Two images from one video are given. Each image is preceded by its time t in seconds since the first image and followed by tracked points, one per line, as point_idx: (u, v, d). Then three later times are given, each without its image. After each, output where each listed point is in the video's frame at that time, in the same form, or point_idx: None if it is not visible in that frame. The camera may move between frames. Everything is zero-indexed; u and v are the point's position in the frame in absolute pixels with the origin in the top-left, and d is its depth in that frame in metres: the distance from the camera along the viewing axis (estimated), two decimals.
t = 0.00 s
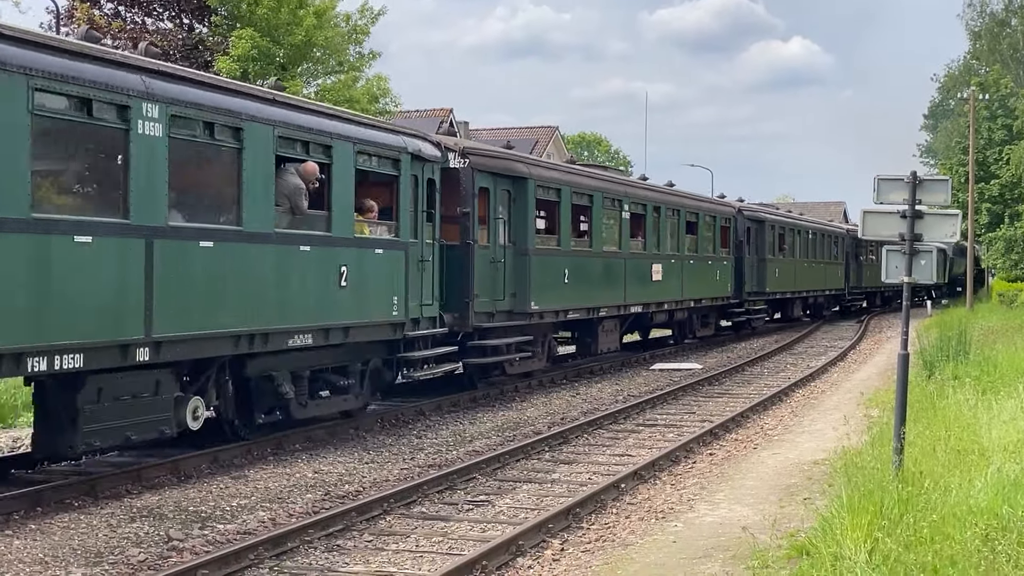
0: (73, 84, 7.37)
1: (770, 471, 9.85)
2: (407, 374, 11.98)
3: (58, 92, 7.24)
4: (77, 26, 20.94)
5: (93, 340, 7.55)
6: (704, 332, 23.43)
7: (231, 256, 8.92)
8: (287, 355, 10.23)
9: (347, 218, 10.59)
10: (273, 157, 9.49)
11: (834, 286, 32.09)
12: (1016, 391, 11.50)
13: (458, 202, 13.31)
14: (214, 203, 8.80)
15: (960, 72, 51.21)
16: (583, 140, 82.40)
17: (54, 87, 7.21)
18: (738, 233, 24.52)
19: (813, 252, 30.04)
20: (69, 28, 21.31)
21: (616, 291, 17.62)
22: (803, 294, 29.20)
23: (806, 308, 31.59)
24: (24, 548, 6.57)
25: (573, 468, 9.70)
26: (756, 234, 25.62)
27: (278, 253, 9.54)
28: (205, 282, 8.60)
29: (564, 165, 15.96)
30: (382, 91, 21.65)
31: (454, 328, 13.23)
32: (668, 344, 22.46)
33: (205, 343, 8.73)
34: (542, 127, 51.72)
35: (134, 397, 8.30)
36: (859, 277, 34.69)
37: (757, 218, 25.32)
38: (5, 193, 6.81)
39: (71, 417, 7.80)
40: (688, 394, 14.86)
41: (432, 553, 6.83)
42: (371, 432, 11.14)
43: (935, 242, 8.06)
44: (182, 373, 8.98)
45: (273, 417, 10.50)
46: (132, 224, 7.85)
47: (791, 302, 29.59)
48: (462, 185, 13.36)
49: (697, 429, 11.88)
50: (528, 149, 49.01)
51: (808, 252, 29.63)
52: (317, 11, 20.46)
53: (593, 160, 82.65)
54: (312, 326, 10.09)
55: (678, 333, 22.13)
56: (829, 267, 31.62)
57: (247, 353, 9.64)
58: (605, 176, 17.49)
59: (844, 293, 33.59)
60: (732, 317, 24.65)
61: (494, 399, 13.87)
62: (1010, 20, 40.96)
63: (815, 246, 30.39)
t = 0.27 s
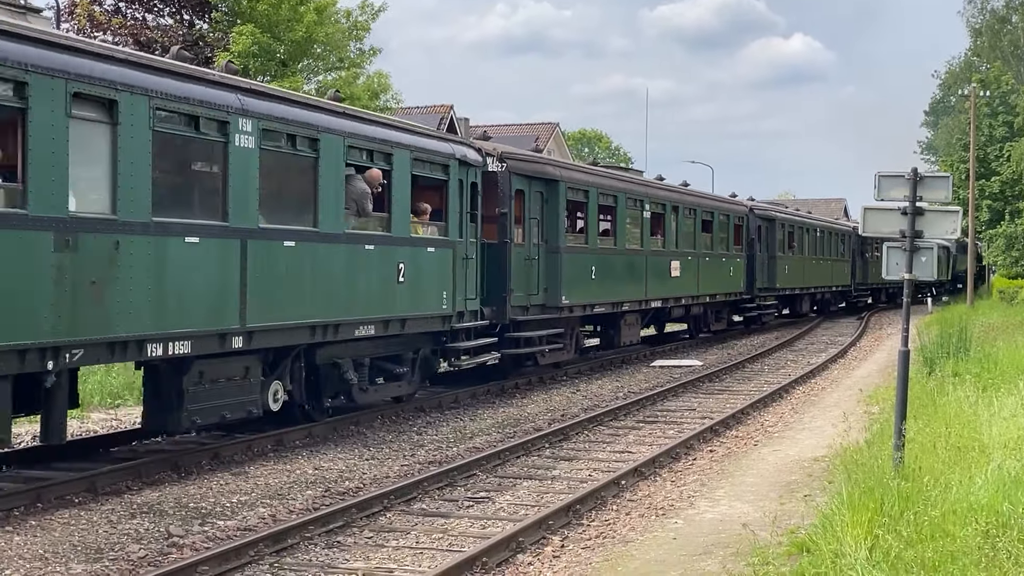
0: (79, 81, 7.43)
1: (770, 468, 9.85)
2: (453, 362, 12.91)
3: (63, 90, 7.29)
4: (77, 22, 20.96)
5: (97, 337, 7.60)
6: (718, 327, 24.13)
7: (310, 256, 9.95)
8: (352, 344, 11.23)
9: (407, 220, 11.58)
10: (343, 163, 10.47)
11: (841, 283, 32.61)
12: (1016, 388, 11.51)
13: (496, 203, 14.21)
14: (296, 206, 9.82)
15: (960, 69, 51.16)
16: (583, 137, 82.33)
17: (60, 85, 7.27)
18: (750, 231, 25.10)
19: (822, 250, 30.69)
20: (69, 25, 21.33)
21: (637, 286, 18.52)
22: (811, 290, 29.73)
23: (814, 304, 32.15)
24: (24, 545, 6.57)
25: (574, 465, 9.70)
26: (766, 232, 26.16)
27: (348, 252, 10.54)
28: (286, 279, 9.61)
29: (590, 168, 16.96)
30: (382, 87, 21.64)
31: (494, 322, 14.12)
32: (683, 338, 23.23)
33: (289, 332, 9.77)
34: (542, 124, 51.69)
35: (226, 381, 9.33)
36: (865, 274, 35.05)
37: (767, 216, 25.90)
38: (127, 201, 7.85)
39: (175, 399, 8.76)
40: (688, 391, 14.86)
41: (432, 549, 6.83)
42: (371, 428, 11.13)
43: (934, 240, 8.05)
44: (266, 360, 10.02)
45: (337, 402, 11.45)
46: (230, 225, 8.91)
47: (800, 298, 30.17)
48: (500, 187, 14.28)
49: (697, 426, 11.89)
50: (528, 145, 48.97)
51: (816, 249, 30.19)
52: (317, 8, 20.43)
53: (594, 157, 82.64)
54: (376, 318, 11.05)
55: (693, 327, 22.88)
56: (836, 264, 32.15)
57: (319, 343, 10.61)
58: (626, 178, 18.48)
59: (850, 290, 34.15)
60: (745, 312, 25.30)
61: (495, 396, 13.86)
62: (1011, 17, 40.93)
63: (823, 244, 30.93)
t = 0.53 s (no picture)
0: (78, 76, 7.38)
1: (770, 466, 9.84)
2: (492, 353, 13.88)
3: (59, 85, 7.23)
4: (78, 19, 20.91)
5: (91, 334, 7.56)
6: (731, 322, 24.53)
7: (375, 254, 10.98)
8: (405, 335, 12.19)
9: (455, 221, 12.53)
10: (402, 171, 11.45)
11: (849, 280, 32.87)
12: (1017, 386, 11.50)
13: (531, 203, 14.86)
14: (362, 210, 10.83)
15: (961, 67, 51.09)
16: (584, 134, 82.24)
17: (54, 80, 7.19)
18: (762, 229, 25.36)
19: (832, 248, 31.00)
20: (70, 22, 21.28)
21: (659, 283, 19.11)
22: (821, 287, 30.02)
23: (822, 301, 32.43)
24: (24, 542, 6.56)
25: (574, 463, 9.70)
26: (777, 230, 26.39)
27: (405, 252, 11.53)
28: (355, 275, 10.65)
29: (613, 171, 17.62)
30: (383, 84, 21.61)
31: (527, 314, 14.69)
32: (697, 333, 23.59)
33: (357, 322, 10.79)
34: (543, 121, 51.64)
35: (303, 367, 10.40)
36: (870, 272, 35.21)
37: (779, 215, 26.17)
38: (229, 204, 8.93)
39: (261, 384, 9.86)
40: (688, 388, 14.85)
41: (432, 547, 6.82)
42: (371, 425, 11.14)
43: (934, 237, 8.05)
44: (334, 349, 11.03)
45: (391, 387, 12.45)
46: (309, 227, 9.97)
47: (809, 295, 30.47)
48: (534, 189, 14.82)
49: (698, 423, 11.89)
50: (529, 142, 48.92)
51: (826, 247, 30.48)
52: (318, 5, 20.39)
53: (595, 154, 82.59)
54: (428, 311, 12.01)
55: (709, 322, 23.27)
56: (845, 262, 32.43)
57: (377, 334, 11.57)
58: (649, 180, 19.13)
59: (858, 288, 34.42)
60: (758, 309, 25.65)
61: (495, 393, 13.86)
62: (1012, 15, 40.88)
63: (832, 242, 31.20)
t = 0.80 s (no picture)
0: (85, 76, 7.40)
1: (770, 464, 9.84)
2: (527, 345, 14.72)
3: (62, 84, 7.22)
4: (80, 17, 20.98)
5: (93, 332, 7.54)
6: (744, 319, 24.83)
7: (428, 253, 11.93)
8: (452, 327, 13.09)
9: (497, 221, 13.40)
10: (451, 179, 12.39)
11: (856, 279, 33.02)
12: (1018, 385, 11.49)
13: (562, 205, 15.54)
14: (418, 212, 11.75)
15: (962, 65, 51.07)
16: (584, 133, 82.20)
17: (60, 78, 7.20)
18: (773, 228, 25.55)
19: (840, 247, 31.21)
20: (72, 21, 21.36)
21: (679, 280, 19.56)
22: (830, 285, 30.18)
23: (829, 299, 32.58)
24: (24, 540, 6.57)
25: (575, 461, 9.70)
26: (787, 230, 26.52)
27: (453, 252, 12.45)
28: (412, 272, 11.59)
29: (634, 173, 18.15)
30: (383, 83, 21.63)
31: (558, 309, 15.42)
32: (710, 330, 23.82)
33: (413, 315, 11.74)
34: (544, 119, 51.63)
35: (365, 356, 11.41)
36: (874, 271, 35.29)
37: (788, 215, 26.33)
38: (311, 209, 9.94)
39: (332, 371, 10.87)
40: (688, 386, 14.85)
41: (432, 545, 6.83)
42: (372, 423, 11.14)
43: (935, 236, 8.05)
44: (391, 340, 12.01)
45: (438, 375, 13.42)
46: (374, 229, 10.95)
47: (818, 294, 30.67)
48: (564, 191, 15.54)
49: (698, 421, 11.89)
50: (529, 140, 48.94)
51: (835, 246, 30.66)
52: (319, 3, 20.40)
53: (596, 153, 82.57)
54: (474, 306, 12.89)
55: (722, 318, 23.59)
56: (853, 261, 32.60)
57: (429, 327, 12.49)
58: (668, 182, 19.60)
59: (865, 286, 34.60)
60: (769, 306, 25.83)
61: (496, 391, 13.87)
62: (1013, 13, 40.87)
63: (840, 242, 31.38)
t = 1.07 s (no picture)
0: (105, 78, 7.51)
1: (770, 463, 9.84)
2: (559, 340, 15.34)
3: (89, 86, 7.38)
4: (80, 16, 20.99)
5: (134, 327, 7.86)
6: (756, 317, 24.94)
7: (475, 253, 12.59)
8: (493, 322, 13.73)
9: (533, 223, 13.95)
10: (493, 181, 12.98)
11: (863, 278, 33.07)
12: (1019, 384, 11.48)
13: (590, 207, 15.72)
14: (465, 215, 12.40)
15: (963, 65, 51.03)
16: (585, 132, 82.16)
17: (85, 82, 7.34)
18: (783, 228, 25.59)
19: (847, 246, 31.29)
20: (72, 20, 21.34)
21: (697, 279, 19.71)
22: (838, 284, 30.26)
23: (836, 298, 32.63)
24: (25, 538, 6.57)
25: (575, 459, 9.70)
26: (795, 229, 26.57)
27: (496, 252, 13.05)
28: (459, 271, 12.26)
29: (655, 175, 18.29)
30: (384, 82, 21.62)
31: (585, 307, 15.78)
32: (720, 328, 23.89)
33: (460, 310, 12.39)
34: (544, 118, 51.61)
35: (419, 346, 12.15)
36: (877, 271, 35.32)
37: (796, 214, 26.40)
38: (378, 213, 10.76)
39: (390, 361, 11.59)
40: (689, 385, 14.84)
41: (432, 543, 6.83)
42: (372, 422, 11.14)
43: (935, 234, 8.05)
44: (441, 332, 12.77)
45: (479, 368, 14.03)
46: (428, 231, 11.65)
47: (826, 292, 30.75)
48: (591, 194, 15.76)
49: (699, 421, 11.89)
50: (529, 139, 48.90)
51: (843, 245, 30.73)
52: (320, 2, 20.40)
53: (596, 151, 82.53)
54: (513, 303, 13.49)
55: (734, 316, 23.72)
56: (859, 260, 32.66)
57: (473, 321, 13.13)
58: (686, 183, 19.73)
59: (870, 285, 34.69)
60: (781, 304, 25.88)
61: (496, 389, 13.87)
62: (1014, 12, 40.87)
63: (846, 241, 31.44)
